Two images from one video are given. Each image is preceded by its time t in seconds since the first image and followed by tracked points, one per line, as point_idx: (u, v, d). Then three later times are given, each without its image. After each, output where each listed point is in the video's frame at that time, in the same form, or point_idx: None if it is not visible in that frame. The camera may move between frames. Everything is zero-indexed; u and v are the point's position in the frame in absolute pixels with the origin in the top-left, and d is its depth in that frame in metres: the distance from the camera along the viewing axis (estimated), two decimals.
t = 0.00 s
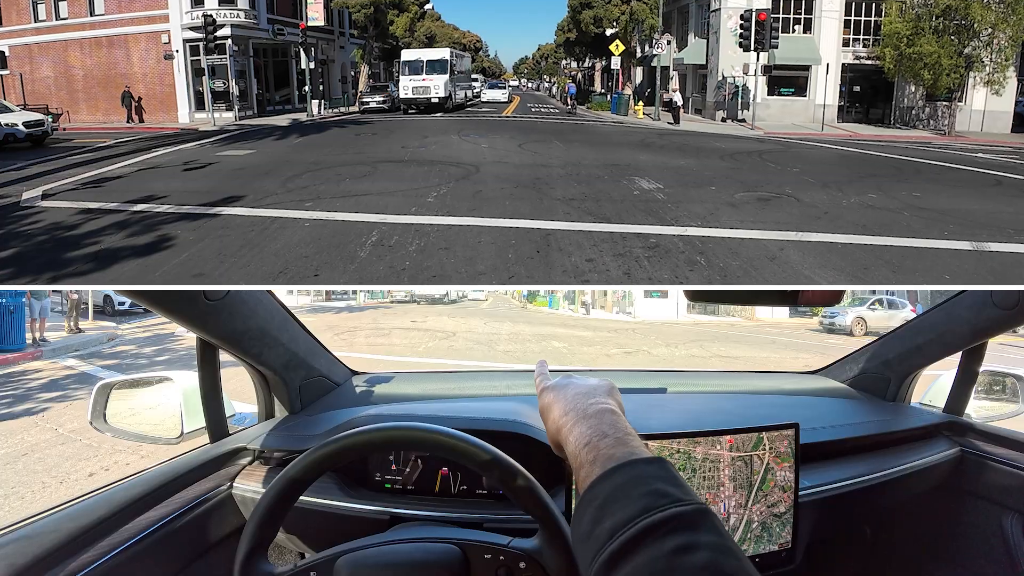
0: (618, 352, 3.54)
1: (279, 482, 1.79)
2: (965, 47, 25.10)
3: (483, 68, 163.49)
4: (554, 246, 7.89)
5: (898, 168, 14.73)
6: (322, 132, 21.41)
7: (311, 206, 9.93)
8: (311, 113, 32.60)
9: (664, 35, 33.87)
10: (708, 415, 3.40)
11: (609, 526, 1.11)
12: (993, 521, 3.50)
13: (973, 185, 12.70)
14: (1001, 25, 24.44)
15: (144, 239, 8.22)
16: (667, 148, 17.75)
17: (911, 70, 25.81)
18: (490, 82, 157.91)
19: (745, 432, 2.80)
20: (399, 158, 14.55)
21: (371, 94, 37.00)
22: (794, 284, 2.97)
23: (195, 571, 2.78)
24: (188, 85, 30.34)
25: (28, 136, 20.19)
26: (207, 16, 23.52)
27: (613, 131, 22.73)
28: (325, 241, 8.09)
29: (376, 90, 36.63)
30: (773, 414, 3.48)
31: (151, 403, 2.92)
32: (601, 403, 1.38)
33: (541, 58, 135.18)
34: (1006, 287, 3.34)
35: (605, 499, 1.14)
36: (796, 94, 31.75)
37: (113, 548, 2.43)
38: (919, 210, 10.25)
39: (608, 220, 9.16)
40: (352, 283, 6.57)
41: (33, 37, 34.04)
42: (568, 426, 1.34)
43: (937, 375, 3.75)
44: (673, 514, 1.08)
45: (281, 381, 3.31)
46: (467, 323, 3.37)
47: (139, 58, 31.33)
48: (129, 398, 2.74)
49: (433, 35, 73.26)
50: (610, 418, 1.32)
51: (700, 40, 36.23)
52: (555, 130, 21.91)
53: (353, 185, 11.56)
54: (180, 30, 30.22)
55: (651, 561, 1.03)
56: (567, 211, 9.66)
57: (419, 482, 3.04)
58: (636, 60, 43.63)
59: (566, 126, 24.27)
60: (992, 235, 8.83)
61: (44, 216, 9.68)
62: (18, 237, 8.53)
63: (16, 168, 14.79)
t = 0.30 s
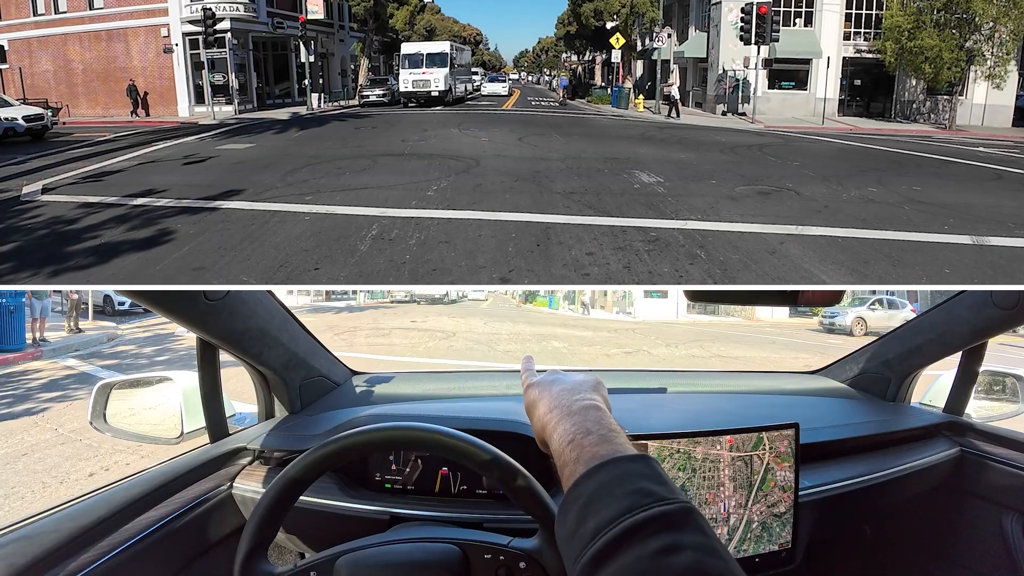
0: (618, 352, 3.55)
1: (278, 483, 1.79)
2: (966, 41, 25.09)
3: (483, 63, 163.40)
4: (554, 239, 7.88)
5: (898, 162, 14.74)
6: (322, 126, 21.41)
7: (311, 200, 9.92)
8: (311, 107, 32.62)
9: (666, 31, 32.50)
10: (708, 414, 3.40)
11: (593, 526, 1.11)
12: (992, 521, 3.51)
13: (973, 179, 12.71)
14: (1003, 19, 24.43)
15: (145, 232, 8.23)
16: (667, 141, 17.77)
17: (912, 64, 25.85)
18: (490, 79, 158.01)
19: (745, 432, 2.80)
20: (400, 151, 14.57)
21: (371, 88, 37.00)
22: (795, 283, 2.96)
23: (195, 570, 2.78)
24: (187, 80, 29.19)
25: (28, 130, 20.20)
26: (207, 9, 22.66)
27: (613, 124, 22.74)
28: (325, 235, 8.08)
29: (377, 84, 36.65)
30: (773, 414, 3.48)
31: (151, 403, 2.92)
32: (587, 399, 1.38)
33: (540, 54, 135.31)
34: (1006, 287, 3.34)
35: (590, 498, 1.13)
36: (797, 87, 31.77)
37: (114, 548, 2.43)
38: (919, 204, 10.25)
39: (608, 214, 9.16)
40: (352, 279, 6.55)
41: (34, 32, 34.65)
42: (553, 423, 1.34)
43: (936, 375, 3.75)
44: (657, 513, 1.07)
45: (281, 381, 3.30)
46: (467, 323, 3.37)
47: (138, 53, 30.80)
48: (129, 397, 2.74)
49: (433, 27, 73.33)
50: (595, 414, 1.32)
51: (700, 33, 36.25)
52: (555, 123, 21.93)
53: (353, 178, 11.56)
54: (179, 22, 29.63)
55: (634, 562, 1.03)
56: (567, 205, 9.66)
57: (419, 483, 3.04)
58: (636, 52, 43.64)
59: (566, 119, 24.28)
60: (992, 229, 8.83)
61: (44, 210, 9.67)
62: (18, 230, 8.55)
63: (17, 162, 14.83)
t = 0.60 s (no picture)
0: (618, 351, 3.55)
1: (278, 481, 1.79)
2: (966, 37, 25.08)
3: (483, 61, 163.33)
4: (555, 235, 7.88)
5: (899, 158, 14.74)
6: (322, 122, 21.42)
7: (311, 196, 9.92)
8: (311, 103, 32.65)
9: (665, 28, 32.54)
10: (708, 415, 3.39)
11: (585, 528, 1.11)
12: (993, 521, 3.50)
13: (973, 175, 12.71)
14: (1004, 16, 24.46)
15: (145, 228, 8.23)
16: (668, 137, 17.79)
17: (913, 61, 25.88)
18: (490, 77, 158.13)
19: (744, 432, 2.80)
20: (400, 147, 14.57)
21: (371, 83, 37.01)
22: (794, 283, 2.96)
23: (195, 570, 2.78)
24: (187, 76, 29.62)
25: (28, 126, 20.22)
26: (206, 5, 22.64)
27: (613, 120, 22.74)
28: (325, 231, 8.08)
29: (377, 79, 36.68)
30: (773, 415, 3.48)
31: (151, 403, 2.92)
32: (578, 397, 1.38)
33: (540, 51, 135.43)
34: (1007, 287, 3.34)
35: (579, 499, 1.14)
36: (797, 83, 31.81)
37: (114, 548, 2.43)
38: (919, 200, 10.25)
39: (608, 210, 9.16)
40: (352, 276, 6.53)
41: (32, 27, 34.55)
42: (543, 422, 1.34)
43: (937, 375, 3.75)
44: (650, 515, 1.08)
45: (281, 381, 3.30)
46: (467, 323, 3.37)
47: (139, 48, 31.11)
48: (130, 397, 2.74)
49: (433, 22, 73.36)
50: (585, 412, 1.32)
51: (700, 29, 36.29)
52: (556, 119, 21.93)
53: (354, 174, 11.57)
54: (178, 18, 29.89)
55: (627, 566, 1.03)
56: (567, 201, 9.67)
57: (419, 482, 3.04)
58: (636, 48, 43.67)
59: (566, 115, 24.27)
60: (992, 226, 8.82)
61: (44, 206, 9.68)
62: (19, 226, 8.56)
63: (17, 158, 14.87)
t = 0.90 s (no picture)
0: (619, 350, 3.56)
1: (278, 484, 1.79)
2: (966, 36, 25.09)
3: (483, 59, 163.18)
4: (554, 234, 7.87)
5: (899, 157, 14.72)
6: (321, 120, 21.42)
7: (310, 194, 9.92)
8: (311, 102, 32.62)
9: (665, 26, 32.54)
10: (707, 414, 3.39)
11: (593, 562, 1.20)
12: (993, 521, 3.50)
13: (974, 174, 12.70)
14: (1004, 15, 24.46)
15: (145, 226, 8.24)
16: (668, 135, 17.77)
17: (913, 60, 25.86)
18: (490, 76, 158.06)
19: (745, 432, 2.80)
20: (400, 145, 14.56)
21: (371, 82, 36.96)
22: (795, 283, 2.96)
23: (196, 570, 2.78)
24: (187, 74, 29.58)
25: (27, 124, 20.21)
26: (206, 2, 22.64)
27: (613, 119, 22.73)
28: (324, 229, 8.08)
29: (376, 78, 36.65)
30: (773, 414, 3.48)
31: (151, 403, 2.92)
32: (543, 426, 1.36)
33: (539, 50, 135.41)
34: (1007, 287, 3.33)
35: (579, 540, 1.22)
36: (797, 82, 31.77)
37: (114, 547, 2.43)
38: (920, 199, 10.24)
39: (608, 208, 9.15)
40: (352, 274, 6.51)
41: (32, 25, 34.52)
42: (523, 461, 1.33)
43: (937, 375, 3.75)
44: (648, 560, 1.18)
45: (281, 381, 3.30)
46: (467, 323, 3.37)
47: (139, 47, 31.12)
48: (130, 398, 2.75)
49: (433, 21, 73.33)
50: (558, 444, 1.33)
51: (700, 27, 36.27)
52: (556, 118, 21.92)
53: (353, 172, 11.56)
54: (179, 16, 29.98)
55: None
56: (567, 199, 9.66)
57: (419, 483, 3.04)
58: (636, 46, 43.63)
59: (566, 113, 24.24)
60: (992, 225, 8.83)
61: (43, 204, 9.67)
62: (18, 224, 8.55)
63: (16, 156, 14.85)
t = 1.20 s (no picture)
0: (620, 350, 3.56)
1: (277, 484, 1.79)
2: (966, 37, 25.08)
3: (483, 59, 163.08)
4: (554, 234, 7.88)
5: (899, 158, 14.72)
6: (321, 120, 21.40)
7: (310, 194, 9.91)
8: (311, 102, 32.63)
9: (665, 26, 32.56)
10: (707, 414, 3.39)
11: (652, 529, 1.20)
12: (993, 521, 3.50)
13: (974, 175, 12.69)
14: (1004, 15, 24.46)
15: (144, 226, 8.24)
16: (668, 135, 17.76)
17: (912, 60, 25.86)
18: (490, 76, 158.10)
19: (745, 432, 2.80)
20: (399, 146, 14.55)
21: (371, 82, 36.97)
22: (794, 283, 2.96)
23: (196, 570, 2.78)
24: (187, 74, 29.59)
25: (27, 124, 20.19)
26: (206, 2, 22.65)
27: (613, 119, 22.74)
28: (324, 230, 8.07)
29: (376, 78, 36.66)
30: (774, 414, 3.48)
31: (151, 403, 2.92)
32: None
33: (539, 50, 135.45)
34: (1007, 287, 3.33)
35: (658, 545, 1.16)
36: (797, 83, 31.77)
37: (114, 547, 2.43)
38: (920, 199, 10.24)
39: (607, 209, 9.14)
40: (351, 274, 6.51)
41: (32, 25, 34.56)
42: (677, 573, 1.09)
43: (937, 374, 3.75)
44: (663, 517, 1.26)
45: (281, 381, 3.30)
46: (467, 323, 3.37)
47: (139, 47, 31.19)
48: (130, 398, 2.74)
49: (433, 21, 73.38)
50: None
51: (700, 28, 36.30)
52: (555, 118, 21.94)
53: (354, 172, 11.57)
54: (179, 16, 30.00)
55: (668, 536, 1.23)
56: (566, 200, 9.66)
57: (419, 483, 3.05)
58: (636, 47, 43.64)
59: (566, 113, 24.23)
60: (991, 225, 8.82)
61: (42, 204, 9.66)
62: (17, 224, 8.55)
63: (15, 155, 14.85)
